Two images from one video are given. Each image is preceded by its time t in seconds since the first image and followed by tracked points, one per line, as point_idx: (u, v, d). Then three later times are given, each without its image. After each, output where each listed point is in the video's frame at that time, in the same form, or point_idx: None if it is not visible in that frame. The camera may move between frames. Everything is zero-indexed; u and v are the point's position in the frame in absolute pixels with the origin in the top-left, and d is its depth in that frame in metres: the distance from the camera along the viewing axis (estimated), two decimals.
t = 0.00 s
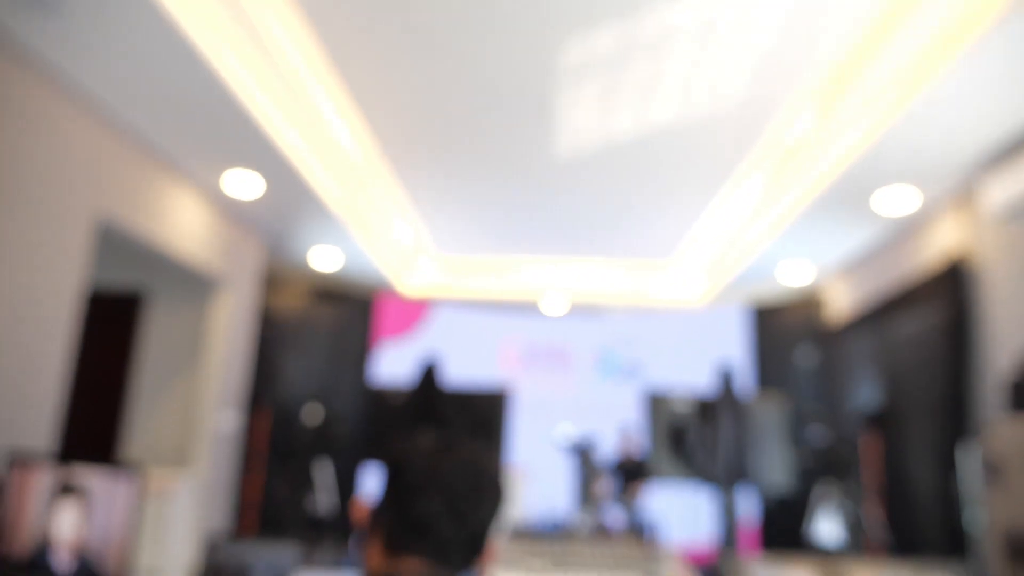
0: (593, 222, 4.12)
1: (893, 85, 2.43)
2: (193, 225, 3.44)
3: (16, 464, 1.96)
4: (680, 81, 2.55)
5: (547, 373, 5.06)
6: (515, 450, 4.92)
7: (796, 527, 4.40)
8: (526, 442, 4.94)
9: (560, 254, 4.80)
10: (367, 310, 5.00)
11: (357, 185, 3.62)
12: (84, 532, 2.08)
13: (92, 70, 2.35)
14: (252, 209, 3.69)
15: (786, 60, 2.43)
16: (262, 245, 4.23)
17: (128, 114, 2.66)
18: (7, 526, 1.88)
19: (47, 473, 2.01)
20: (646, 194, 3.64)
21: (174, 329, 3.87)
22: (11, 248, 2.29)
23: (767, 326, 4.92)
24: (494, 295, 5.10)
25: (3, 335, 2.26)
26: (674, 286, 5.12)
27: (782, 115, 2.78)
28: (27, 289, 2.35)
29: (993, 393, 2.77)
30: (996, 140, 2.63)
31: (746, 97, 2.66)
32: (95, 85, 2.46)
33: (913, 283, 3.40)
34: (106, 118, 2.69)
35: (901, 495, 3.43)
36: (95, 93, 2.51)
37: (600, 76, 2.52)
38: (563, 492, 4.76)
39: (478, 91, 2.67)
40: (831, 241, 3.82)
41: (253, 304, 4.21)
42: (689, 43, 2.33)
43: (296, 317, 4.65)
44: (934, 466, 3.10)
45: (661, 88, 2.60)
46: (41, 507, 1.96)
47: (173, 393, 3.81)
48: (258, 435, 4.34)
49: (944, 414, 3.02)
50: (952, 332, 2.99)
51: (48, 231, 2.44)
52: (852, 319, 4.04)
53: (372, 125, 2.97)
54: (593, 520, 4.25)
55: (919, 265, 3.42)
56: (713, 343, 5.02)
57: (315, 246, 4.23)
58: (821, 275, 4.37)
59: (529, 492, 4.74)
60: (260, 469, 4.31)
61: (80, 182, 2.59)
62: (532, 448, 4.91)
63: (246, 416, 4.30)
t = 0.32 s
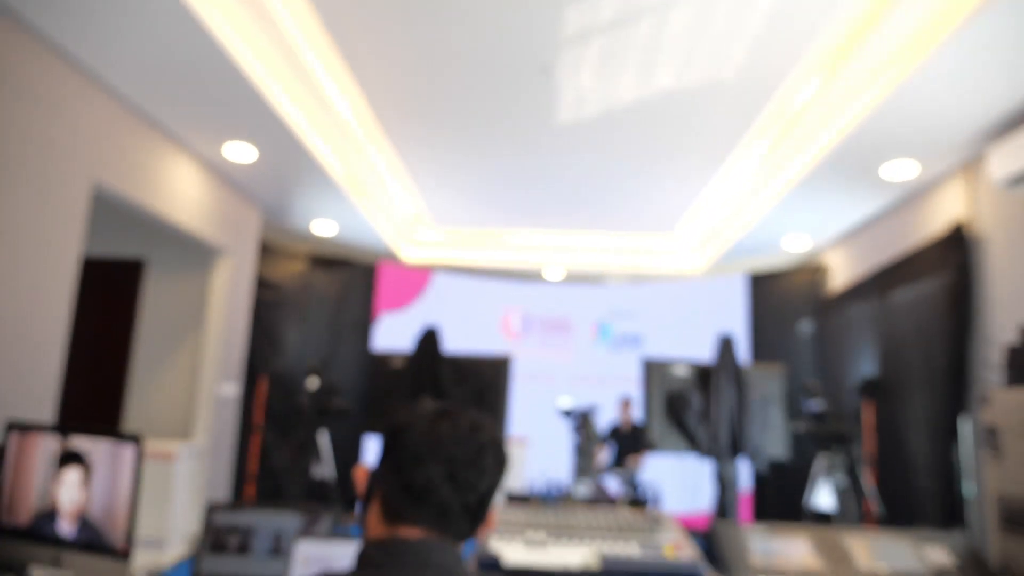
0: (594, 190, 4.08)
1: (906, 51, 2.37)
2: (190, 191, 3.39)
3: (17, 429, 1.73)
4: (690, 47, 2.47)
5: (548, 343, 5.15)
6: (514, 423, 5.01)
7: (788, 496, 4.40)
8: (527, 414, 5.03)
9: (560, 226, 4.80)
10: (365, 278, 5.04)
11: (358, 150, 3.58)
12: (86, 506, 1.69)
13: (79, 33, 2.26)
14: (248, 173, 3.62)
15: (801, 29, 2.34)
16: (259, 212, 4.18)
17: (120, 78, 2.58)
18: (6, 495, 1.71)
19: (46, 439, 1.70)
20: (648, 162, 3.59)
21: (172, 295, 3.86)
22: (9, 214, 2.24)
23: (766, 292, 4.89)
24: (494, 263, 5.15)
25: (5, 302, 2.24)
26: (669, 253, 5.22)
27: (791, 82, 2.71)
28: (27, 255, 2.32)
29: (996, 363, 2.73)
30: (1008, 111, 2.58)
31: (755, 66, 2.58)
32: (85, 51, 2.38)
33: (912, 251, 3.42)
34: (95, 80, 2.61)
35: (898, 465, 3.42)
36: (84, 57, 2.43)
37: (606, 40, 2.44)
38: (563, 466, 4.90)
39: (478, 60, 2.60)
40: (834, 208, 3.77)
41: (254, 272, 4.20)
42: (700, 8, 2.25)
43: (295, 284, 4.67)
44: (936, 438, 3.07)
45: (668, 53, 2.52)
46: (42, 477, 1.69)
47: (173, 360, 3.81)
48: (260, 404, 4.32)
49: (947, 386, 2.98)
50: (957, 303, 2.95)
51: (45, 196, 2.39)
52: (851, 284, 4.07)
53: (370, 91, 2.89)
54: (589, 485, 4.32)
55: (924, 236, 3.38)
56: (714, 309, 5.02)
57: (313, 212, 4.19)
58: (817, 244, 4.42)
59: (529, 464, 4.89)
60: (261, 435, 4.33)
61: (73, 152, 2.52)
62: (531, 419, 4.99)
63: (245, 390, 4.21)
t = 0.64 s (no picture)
0: (595, 157, 4.03)
1: (919, 10, 2.30)
2: (187, 156, 3.35)
3: (16, 393, 1.56)
4: (696, 10, 2.41)
5: (548, 310, 5.17)
6: (514, 389, 5.04)
7: (784, 460, 4.47)
8: (525, 380, 5.06)
9: (562, 193, 4.80)
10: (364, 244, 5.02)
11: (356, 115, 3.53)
12: (87, 471, 1.46)
13: None
14: (244, 137, 3.57)
15: None
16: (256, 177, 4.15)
17: (114, 41, 2.53)
18: (8, 459, 1.57)
19: (45, 401, 1.52)
20: (650, 127, 3.54)
21: (172, 261, 3.86)
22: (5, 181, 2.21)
23: (767, 259, 4.87)
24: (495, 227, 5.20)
25: (1, 269, 2.22)
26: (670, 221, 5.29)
27: (798, 44, 2.65)
28: (22, 222, 2.28)
29: (994, 330, 2.73)
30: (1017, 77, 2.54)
31: (763, 29, 2.52)
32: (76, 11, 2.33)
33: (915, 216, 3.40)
34: (87, 41, 2.55)
35: (895, 431, 3.44)
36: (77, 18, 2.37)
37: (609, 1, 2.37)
38: (564, 431, 4.95)
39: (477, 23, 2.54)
40: (837, 173, 3.73)
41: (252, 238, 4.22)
42: None
43: (293, 249, 4.66)
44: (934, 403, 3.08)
45: (672, 14, 2.45)
46: (43, 441, 1.52)
47: (173, 326, 3.82)
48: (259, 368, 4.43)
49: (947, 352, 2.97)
50: (958, 269, 2.93)
51: (41, 163, 2.36)
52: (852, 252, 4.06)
53: (367, 54, 2.83)
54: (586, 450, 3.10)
55: (928, 202, 3.35)
56: (714, 275, 4.99)
57: (311, 177, 4.16)
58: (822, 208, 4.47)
59: (530, 429, 4.94)
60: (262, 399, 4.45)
61: (67, 116, 2.48)
62: (530, 385, 5.03)
63: (246, 354, 4.41)
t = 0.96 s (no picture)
0: (597, 127, 3.97)
1: None
2: (183, 124, 3.30)
3: (17, 363, 1.57)
4: None
5: (548, 281, 5.17)
6: (514, 360, 5.07)
7: (780, 430, 4.52)
8: (524, 350, 5.09)
9: (562, 164, 4.76)
10: (362, 214, 4.99)
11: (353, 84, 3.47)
12: (89, 441, 1.47)
13: None
14: (241, 105, 3.52)
15: None
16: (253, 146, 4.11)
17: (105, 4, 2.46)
18: (10, 429, 1.58)
19: (45, 371, 1.52)
20: (653, 96, 3.48)
21: (170, 231, 3.84)
22: None
23: (768, 230, 4.86)
24: (495, 198, 5.23)
25: None
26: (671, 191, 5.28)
27: (806, 9, 2.58)
28: (16, 192, 2.25)
29: (995, 301, 2.74)
30: None
31: None
32: None
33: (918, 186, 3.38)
34: (77, 5, 2.48)
35: (892, 402, 3.45)
36: None
37: None
38: (563, 401, 4.99)
39: None
40: (841, 143, 3.69)
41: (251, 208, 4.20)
42: None
43: (292, 219, 4.64)
44: (932, 374, 3.09)
45: None
46: (44, 410, 1.53)
47: (173, 297, 3.82)
48: (260, 338, 4.44)
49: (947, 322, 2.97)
50: (961, 239, 2.91)
51: (35, 130, 2.32)
52: (853, 223, 4.04)
53: (365, 21, 2.77)
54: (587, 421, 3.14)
55: (932, 172, 3.32)
56: (714, 247, 4.97)
57: (310, 145, 4.13)
58: (823, 178, 4.44)
59: (530, 399, 4.98)
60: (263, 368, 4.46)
61: (60, 83, 2.43)
62: (530, 356, 5.06)
63: (246, 324, 4.42)
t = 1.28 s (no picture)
0: (598, 106, 3.94)
1: None
2: (181, 104, 3.27)
3: (17, 343, 1.57)
4: None
5: (548, 261, 5.16)
6: (514, 340, 5.09)
7: (779, 410, 4.55)
8: (524, 330, 5.10)
9: (562, 143, 4.72)
10: (362, 194, 4.97)
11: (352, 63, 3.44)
12: (91, 419, 1.48)
13: None
14: (239, 84, 3.48)
15: None
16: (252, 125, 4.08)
17: None
18: (12, 408, 1.59)
19: (46, 351, 1.53)
20: (656, 75, 3.44)
21: (170, 211, 3.83)
22: None
23: (769, 209, 4.83)
24: (495, 178, 5.20)
25: None
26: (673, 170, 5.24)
27: None
28: (13, 173, 2.24)
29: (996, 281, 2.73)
30: None
31: None
32: None
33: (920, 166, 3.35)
34: None
35: (892, 382, 3.46)
36: None
37: None
38: (563, 380, 5.01)
39: None
40: (845, 121, 3.65)
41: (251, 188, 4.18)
42: None
43: (291, 198, 4.62)
44: (932, 354, 3.10)
45: None
46: (46, 390, 1.54)
47: (173, 277, 3.81)
48: (260, 318, 4.45)
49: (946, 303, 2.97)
50: (962, 220, 2.90)
51: (31, 110, 2.29)
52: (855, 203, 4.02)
53: None
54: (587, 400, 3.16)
55: (935, 152, 3.30)
56: (714, 226, 4.95)
57: (309, 125, 4.10)
58: (826, 157, 4.41)
59: (530, 379, 5.00)
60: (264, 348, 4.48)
61: (56, 62, 2.40)
62: (530, 336, 5.08)
63: (246, 304, 4.42)
